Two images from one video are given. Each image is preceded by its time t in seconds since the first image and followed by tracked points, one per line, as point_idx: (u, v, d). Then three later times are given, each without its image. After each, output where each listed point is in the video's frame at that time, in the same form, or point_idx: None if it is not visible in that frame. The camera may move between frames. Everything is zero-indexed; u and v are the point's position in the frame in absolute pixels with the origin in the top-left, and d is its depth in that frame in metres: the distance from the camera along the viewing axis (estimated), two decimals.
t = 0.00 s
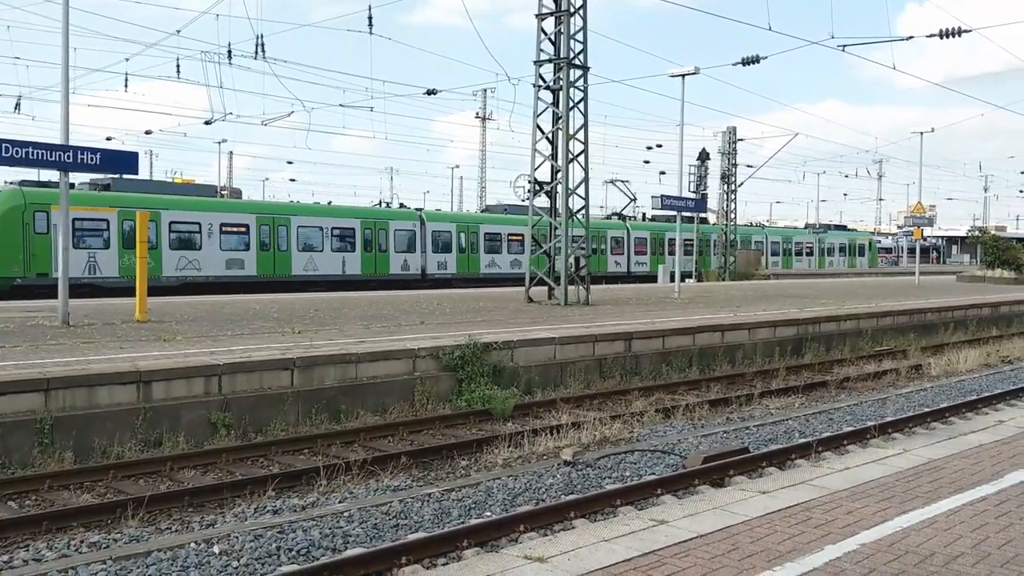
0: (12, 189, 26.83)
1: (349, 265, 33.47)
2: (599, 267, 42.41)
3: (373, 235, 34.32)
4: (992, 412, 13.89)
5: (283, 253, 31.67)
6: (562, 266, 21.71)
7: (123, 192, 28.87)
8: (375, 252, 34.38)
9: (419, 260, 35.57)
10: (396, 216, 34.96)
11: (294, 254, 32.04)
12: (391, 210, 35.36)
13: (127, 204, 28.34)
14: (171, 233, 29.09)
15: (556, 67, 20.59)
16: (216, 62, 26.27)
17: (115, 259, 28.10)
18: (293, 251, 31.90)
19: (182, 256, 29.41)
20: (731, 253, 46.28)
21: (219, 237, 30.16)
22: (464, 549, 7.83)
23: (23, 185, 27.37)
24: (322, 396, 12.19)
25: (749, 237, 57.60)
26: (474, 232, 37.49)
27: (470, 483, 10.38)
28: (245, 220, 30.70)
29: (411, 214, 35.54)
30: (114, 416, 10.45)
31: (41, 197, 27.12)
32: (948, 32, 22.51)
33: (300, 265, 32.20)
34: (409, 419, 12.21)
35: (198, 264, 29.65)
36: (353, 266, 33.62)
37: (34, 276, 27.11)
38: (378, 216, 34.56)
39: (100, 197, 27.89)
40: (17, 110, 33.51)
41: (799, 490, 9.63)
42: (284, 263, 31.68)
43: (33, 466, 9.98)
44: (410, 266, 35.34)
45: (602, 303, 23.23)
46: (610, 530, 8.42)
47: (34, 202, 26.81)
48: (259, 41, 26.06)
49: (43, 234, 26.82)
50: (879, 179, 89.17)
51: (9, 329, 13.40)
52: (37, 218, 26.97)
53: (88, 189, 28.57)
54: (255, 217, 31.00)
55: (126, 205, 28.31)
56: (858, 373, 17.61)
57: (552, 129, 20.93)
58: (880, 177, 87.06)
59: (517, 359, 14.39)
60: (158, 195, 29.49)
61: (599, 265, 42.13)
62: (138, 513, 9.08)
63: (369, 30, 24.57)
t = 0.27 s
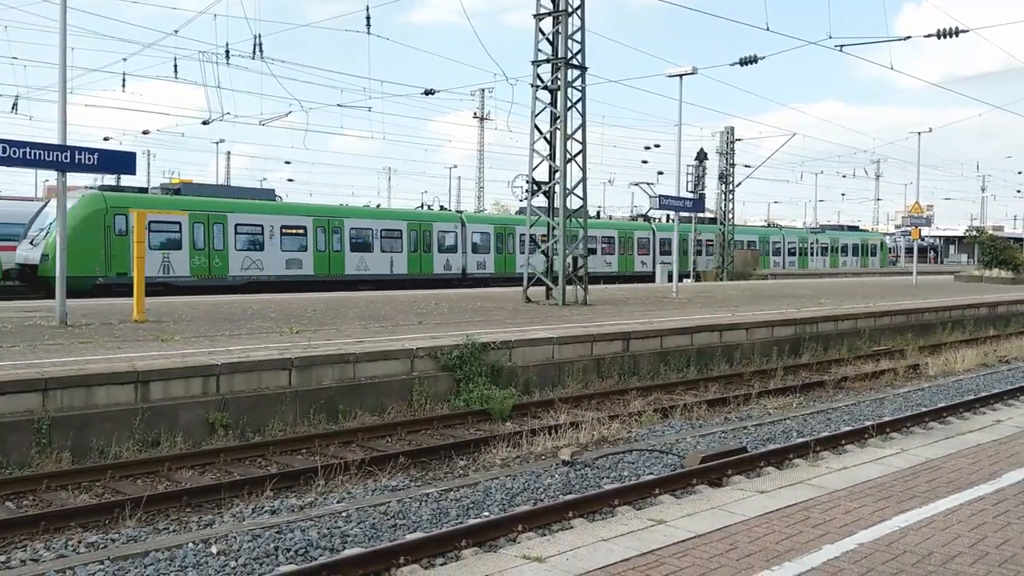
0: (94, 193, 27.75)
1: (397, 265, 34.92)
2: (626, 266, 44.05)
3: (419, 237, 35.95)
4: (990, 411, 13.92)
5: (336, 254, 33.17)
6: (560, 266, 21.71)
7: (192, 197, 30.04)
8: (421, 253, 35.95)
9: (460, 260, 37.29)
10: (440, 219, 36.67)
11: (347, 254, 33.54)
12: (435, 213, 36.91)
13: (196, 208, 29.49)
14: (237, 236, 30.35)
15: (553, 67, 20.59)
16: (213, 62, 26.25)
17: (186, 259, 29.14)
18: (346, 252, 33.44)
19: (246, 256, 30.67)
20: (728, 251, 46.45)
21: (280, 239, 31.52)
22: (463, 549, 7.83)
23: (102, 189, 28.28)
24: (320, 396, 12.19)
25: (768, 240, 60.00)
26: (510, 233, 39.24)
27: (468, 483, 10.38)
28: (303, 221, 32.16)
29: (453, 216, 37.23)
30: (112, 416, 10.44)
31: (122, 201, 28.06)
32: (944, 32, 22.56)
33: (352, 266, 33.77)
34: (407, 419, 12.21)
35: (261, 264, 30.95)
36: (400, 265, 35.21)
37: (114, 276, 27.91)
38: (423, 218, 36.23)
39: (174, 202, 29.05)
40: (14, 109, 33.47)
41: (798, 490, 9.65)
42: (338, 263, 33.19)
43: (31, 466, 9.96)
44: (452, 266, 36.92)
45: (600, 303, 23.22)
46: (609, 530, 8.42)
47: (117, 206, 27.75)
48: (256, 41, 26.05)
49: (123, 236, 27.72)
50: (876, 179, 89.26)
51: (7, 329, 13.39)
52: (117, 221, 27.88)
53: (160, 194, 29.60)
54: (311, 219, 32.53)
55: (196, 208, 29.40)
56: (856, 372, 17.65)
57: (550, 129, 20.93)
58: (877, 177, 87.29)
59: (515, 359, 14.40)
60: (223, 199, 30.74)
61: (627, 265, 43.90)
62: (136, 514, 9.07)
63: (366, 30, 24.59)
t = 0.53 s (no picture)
0: (167, 197, 29.03)
1: (440, 265, 36.50)
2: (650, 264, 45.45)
3: (461, 238, 37.54)
4: (988, 411, 13.94)
5: (383, 254, 34.65)
6: (558, 266, 21.70)
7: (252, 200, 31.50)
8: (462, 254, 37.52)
9: (499, 260, 38.79)
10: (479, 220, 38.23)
11: (394, 254, 35.09)
12: (473, 214, 38.63)
13: (259, 211, 31.00)
14: (295, 237, 31.99)
15: (552, 67, 20.58)
16: (211, 61, 26.22)
17: (251, 259, 30.76)
18: (393, 252, 34.95)
19: (304, 256, 32.30)
20: (727, 252, 46.31)
21: (335, 240, 33.14)
22: (462, 549, 7.84)
23: (171, 193, 29.54)
24: (319, 396, 12.19)
25: (785, 240, 61.87)
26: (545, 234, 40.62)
27: (468, 483, 10.38)
28: (356, 223, 33.84)
29: (491, 219, 38.83)
30: (111, 415, 10.44)
31: (194, 204, 29.42)
32: (943, 32, 22.55)
33: (400, 265, 35.26)
34: (406, 419, 12.21)
35: (318, 263, 32.55)
36: (443, 265, 36.75)
37: (185, 275, 29.27)
38: (464, 220, 37.79)
39: (239, 205, 30.52)
40: (14, 109, 33.47)
41: (797, 490, 9.66)
42: (387, 263, 34.67)
43: (30, 466, 9.96)
44: (491, 266, 38.52)
45: (598, 303, 23.23)
46: (608, 529, 8.43)
47: (190, 209, 29.12)
48: (254, 40, 26.03)
49: (197, 237, 29.14)
50: (874, 180, 89.34)
51: (5, 329, 13.38)
52: (189, 223, 29.23)
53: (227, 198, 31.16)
54: (363, 222, 34.10)
55: (259, 210, 30.98)
56: (854, 372, 17.67)
57: (549, 129, 20.92)
58: (875, 178, 87.33)
59: (514, 359, 14.40)
60: (279, 202, 32.23)
61: (650, 264, 45.43)
62: (135, 513, 9.07)
63: (365, 30, 24.55)
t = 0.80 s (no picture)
0: (231, 201, 30.67)
1: (481, 266, 37.77)
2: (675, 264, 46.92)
3: (502, 240, 38.92)
4: (988, 412, 13.95)
5: (430, 255, 36.05)
6: (558, 267, 21.71)
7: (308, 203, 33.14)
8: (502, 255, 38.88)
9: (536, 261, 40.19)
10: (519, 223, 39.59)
11: (439, 255, 36.45)
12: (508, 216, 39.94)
13: (315, 214, 32.63)
14: (349, 238, 33.51)
15: (552, 68, 20.58)
16: (211, 62, 26.21)
17: (309, 260, 32.32)
18: (438, 253, 36.29)
19: (358, 257, 33.82)
20: (727, 252, 46.28)
21: (385, 241, 34.56)
22: (462, 549, 7.83)
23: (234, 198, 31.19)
24: (318, 397, 12.19)
25: (796, 240, 62.82)
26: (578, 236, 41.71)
27: (468, 483, 10.38)
28: (403, 226, 35.19)
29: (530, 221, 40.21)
30: (111, 415, 10.44)
31: (257, 208, 31.07)
32: (944, 32, 22.54)
33: (444, 266, 36.62)
34: (406, 420, 12.22)
35: (370, 264, 34.04)
36: (483, 265, 38.10)
37: (251, 275, 30.88)
38: (503, 223, 39.13)
39: (296, 208, 32.16)
40: (13, 109, 33.46)
41: (797, 490, 9.66)
42: (433, 264, 36.01)
43: (30, 466, 9.96)
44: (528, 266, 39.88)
45: (598, 303, 23.24)
46: (608, 530, 8.43)
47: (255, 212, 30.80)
48: (254, 40, 26.02)
49: (260, 239, 30.81)
50: (873, 180, 89.35)
51: (5, 329, 13.38)
52: (253, 226, 30.88)
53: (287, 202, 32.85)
54: (410, 224, 35.45)
55: (317, 214, 32.61)
56: (854, 372, 17.68)
57: (548, 129, 20.91)
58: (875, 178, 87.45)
59: (514, 359, 14.40)
60: (333, 206, 33.82)
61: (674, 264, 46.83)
62: (134, 514, 9.06)
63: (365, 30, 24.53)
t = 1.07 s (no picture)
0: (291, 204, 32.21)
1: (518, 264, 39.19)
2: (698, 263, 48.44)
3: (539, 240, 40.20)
4: (988, 412, 13.95)
5: (470, 254, 37.23)
6: (558, 266, 21.70)
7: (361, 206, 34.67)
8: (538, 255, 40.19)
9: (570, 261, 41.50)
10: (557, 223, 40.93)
11: (479, 254, 37.72)
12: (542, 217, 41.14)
13: (366, 215, 34.07)
14: (397, 239, 34.91)
15: (552, 67, 20.59)
16: (211, 61, 26.22)
17: (361, 259, 33.81)
18: (479, 253, 37.55)
19: (405, 257, 35.18)
20: (727, 252, 46.26)
21: (431, 242, 35.89)
22: (462, 549, 7.83)
23: (293, 200, 32.74)
24: (318, 396, 12.19)
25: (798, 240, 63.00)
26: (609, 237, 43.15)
27: (468, 483, 10.37)
28: (446, 226, 36.46)
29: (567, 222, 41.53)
30: (111, 415, 10.44)
31: (314, 211, 32.62)
32: (944, 32, 22.55)
33: (484, 265, 37.94)
34: (407, 419, 12.22)
35: (416, 263, 35.36)
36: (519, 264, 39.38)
37: (309, 274, 32.43)
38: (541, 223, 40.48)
39: (350, 211, 33.70)
40: (14, 109, 33.45)
41: (798, 490, 9.66)
42: (474, 263, 37.26)
43: (30, 466, 9.96)
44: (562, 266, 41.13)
45: (598, 303, 23.24)
46: (608, 530, 8.43)
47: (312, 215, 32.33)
48: (254, 40, 26.02)
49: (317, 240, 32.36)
50: (873, 180, 89.22)
51: (5, 328, 13.37)
52: (310, 227, 32.43)
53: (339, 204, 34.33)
54: (452, 225, 36.70)
55: (368, 215, 34.07)
56: (854, 372, 17.67)
57: (548, 129, 20.92)
58: (875, 178, 87.39)
59: (514, 359, 14.40)
60: (382, 207, 35.19)
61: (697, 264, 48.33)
62: (134, 513, 9.06)
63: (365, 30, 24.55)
